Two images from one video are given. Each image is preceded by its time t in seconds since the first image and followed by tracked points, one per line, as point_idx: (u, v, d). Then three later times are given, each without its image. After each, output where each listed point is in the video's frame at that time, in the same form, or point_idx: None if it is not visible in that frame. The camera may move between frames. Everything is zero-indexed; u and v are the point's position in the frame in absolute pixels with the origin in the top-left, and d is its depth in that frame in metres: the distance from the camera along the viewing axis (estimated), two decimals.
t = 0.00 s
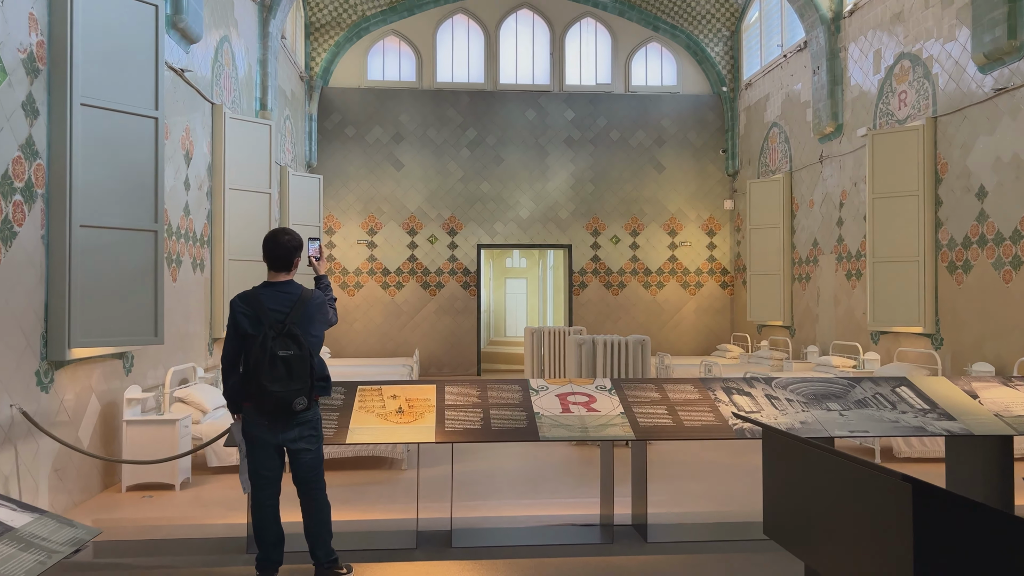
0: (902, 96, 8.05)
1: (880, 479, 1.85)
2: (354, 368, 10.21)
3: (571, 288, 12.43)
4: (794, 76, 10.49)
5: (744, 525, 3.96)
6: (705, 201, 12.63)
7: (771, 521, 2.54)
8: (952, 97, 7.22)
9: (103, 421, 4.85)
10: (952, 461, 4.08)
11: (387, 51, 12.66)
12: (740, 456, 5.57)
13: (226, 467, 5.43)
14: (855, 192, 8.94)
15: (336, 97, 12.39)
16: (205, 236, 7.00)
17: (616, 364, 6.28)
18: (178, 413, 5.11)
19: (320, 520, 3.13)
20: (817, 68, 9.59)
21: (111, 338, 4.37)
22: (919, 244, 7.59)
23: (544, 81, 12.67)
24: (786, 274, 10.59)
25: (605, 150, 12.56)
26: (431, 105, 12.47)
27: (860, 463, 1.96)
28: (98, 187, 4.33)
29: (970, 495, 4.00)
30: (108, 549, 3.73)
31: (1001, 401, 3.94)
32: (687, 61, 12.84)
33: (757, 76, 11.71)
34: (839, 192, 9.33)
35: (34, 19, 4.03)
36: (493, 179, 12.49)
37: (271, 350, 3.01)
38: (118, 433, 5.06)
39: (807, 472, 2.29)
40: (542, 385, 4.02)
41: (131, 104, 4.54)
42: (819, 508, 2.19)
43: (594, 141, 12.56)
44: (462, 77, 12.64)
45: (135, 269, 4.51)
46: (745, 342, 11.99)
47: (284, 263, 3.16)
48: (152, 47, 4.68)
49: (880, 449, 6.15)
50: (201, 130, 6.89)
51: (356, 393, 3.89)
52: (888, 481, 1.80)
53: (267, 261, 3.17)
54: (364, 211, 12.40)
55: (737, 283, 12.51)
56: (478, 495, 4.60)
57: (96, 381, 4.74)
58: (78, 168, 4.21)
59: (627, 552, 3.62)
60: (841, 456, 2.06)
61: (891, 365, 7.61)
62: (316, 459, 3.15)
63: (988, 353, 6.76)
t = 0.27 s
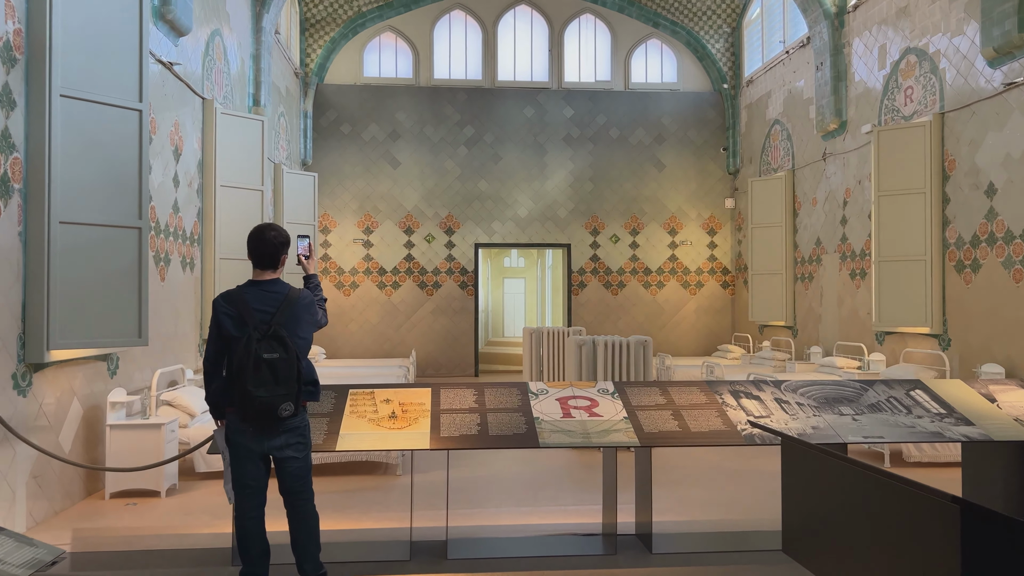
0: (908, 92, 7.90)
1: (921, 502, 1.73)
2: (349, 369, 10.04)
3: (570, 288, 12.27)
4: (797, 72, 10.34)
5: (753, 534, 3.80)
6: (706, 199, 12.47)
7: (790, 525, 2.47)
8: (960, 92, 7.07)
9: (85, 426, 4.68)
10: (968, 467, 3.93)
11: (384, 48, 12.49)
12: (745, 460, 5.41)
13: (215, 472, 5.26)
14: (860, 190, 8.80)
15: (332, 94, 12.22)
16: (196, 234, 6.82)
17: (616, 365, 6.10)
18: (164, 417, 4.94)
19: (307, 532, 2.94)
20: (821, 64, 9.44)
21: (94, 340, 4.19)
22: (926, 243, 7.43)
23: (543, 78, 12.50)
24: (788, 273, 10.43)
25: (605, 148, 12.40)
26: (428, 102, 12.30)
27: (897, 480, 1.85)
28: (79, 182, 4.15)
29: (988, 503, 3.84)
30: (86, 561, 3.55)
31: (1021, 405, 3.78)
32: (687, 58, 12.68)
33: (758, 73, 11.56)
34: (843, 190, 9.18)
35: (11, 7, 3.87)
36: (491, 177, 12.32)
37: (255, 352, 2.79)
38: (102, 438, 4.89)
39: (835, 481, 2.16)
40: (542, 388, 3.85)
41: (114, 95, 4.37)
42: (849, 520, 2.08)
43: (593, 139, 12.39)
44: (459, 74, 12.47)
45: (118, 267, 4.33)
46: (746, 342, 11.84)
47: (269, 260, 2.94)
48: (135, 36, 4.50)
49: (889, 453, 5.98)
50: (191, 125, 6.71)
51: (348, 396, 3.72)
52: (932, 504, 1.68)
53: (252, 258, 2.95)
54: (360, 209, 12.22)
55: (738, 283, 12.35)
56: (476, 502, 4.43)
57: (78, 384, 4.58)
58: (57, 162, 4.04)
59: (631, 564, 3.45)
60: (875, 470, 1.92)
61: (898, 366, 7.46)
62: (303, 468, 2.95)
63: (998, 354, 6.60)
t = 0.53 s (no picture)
0: (915, 87, 7.74)
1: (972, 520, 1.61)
2: (345, 370, 9.86)
3: (569, 287, 12.11)
4: (799, 68, 10.18)
5: (763, 544, 3.63)
6: (707, 198, 12.31)
7: (810, 527, 2.38)
8: (969, 87, 6.91)
9: (67, 430, 4.50)
10: (986, 472, 3.77)
11: (381, 44, 12.30)
12: (751, 465, 5.25)
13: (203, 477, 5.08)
14: (864, 187, 8.64)
15: (327, 90, 12.04)
16: (186, 231, 6.64)
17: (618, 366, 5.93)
18: (150, 420, 4.76)
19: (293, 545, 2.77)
20: (824, 59, 9.29)
21: (73, 339, 4.03)
22: (933, 241, 7.27)
23: (542, 75, 12.33)
24: (791, 272, 10.27)
25: (604, 145, 12.23)
26: (425, 99, 12.13)
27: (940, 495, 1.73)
28: (58, 175, 3.98)
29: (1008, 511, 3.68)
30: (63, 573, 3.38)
31: None
32: (688, 54, 12.52)
33: (760, 70, 11.39)
34: (847, 188, 9.02)
35: None
36: (489, 175, 12.15)
37: (238, 354, 2.62)
38: (85, 442, 4.71)
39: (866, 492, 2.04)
40: (542, 391, 3.68)
41: (96, 85, 4.19)
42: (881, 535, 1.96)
43: (592, 136, 12.23)
44: (457, 70, 12.29)
45: (99, 264, 4.16)
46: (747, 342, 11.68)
47: (254, 255, 2.76)
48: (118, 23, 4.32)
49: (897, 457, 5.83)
50: (181, 119, 6.53)
51: (338, 400, 3.54)
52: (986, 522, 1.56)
53: (235, 252, 2.77)
54: (356, 207, 12.04)
55: (740, 283, 12.19)
56: (473, 509, 4.26)
57: (58, 386, 4.40)
58: (35, 154, 3.86)
59: None
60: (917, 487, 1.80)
61: (905, 366, 7.30)
62: (290, 477, 2.77)
63: (1008, 355, 6.44)
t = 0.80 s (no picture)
0: (922, 84, 7.59)
1: None
2: (341, 372, 9.69)
3: (569, 287, 11.94)
4: (803, 65, 10.02)
5: (776, 558, 3.47)
6: (708, 197, 12.15)
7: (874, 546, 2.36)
8: (979, 83, 6.75)
9: (48, 437, 4.33)
10: (1007, 481, 3.62)
11: (377, 41, 12.13)
12: (758, 472, 5.09)
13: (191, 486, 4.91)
14: (870, 186, 8.49)
15: (323, 88, 11.86)
16: (176, 231, 6.46)
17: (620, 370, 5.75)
18: (136, 426, 4.59)
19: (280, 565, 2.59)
20: (829, 56, 9.13)
21: (53, 343, 3.85)
22: (942, 241, 7.10)
23: (541, 72, 12.16)
24: (794, 273, 10.11)
25: (604, 144, 12.06)
26: (422, 97, 11.95)
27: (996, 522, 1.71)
28: (36, 171, 3.81)
29: None
30: None
31: None
32: (689, 51, 12.36)
33: (762, 67, 11.23)
34: (852, 187, 8.87)
35: None
36: (487, 173, 11.98)
37: (218, 361, 2.46)
38: (67, 449, 4.53)
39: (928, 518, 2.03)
40: (544, 398, 3.51)
41: (76, 77, 4.02)
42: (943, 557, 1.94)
43: (592, 135, 12.06)
44: (455, 68, 12.12)
45: (81, 264, 3.99)
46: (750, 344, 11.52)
47: (236, 255, 2.61)
48: (100, 12, 4.14)
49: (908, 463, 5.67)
50: (171, 115, 6.35)
51: (330, 408, 3.37)
52: None
53: (217, 253, 2.62)
54: (353, 207, 11.86)
55: (741, 283, 12.03)
56: (472, 520, 4.09)
57: (39, 391, 4.23)
58: (11, 150, 3.68)
59: None
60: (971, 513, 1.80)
61: (913, 369, 7.14)
62: (276, 491, 2.60)
63: (1020, 357, 6.28)
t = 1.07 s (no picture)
0: (929, 78, 7.43)
1: None
2: (336, 372, 9.51)
3: (568, 286, 11.77)
4: (806, 61, 9.87)
5: (789, 568, 3.30)
6: (709, 195, 11.98)
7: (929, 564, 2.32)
8: (989, 76, 6.59)
9: (26, 440, 4.14)
10: None
11: (374, 36, 11.94)
12: (765, 476, 4.93)
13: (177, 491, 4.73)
14: (875, 183, 8.33)
15: (318, 84, 11.68)
16: (165, 228, 6.28)
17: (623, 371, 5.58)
18: (119, 429, 4.41)
19: None
20: (833, 50, 8.97)
21: (29, 342, 3.69)
22: (950, 238, 6.94)
23: (540, 68, 11.98)
24: (797, 271, 9.96)
25: (604, 140, 11.89)
26: (419, 93, 11.78)
27: None
28: (12, 162, 3.64)
29: None
30: None
31: None
32: (689, 47, 12.19)
33: (764, 63, 11.07)
34: (857, 183, 8.71)
35: None
36: (485, 171, 11.80)
37: (190, 362, 2.32)
38: (47, 453, 4.35)
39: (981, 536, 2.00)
40: (545, 400, 3.34)
41: (55, 63, 3.85)
42: None
43: (592, 132, 11.89)
44: (452, 63, 11.94)
45: (59, 259, 3.82)
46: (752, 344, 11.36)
47: (212, 249, 2.46)
48: None
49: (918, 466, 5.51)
50: (160, 108, 6.17)
51: (319, 410, 3.20)
52: None
53: (193, 246, 2.47)
54: (348, 204, 11.69)
55: (743, 282, 11.87)
56: (469, 527, 3.93)
57: (16, 392, 4.04)
58: None
59: None
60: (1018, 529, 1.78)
61: (921, 369, 6.98)
62: (256, 501, 2.43)
63: None
